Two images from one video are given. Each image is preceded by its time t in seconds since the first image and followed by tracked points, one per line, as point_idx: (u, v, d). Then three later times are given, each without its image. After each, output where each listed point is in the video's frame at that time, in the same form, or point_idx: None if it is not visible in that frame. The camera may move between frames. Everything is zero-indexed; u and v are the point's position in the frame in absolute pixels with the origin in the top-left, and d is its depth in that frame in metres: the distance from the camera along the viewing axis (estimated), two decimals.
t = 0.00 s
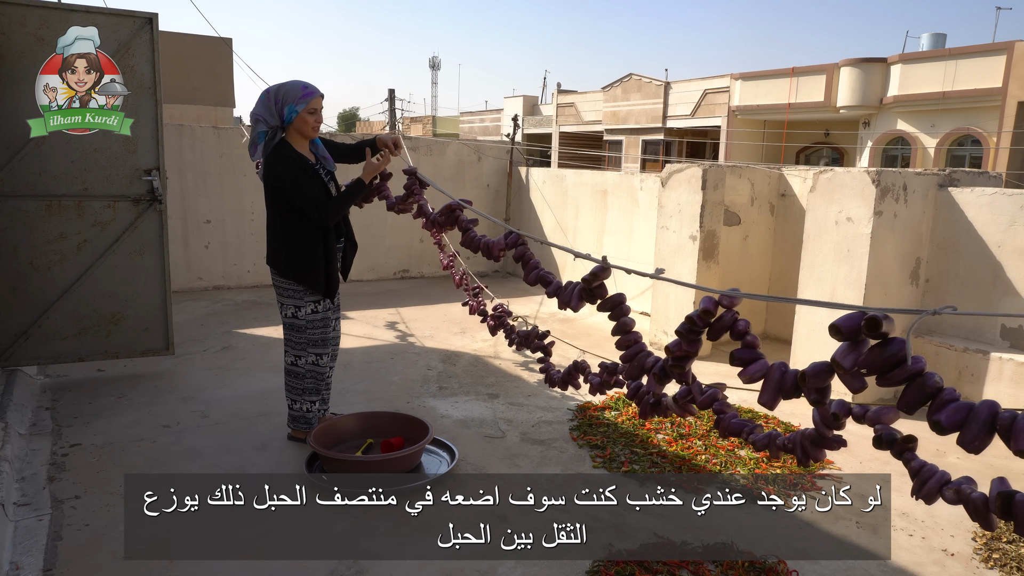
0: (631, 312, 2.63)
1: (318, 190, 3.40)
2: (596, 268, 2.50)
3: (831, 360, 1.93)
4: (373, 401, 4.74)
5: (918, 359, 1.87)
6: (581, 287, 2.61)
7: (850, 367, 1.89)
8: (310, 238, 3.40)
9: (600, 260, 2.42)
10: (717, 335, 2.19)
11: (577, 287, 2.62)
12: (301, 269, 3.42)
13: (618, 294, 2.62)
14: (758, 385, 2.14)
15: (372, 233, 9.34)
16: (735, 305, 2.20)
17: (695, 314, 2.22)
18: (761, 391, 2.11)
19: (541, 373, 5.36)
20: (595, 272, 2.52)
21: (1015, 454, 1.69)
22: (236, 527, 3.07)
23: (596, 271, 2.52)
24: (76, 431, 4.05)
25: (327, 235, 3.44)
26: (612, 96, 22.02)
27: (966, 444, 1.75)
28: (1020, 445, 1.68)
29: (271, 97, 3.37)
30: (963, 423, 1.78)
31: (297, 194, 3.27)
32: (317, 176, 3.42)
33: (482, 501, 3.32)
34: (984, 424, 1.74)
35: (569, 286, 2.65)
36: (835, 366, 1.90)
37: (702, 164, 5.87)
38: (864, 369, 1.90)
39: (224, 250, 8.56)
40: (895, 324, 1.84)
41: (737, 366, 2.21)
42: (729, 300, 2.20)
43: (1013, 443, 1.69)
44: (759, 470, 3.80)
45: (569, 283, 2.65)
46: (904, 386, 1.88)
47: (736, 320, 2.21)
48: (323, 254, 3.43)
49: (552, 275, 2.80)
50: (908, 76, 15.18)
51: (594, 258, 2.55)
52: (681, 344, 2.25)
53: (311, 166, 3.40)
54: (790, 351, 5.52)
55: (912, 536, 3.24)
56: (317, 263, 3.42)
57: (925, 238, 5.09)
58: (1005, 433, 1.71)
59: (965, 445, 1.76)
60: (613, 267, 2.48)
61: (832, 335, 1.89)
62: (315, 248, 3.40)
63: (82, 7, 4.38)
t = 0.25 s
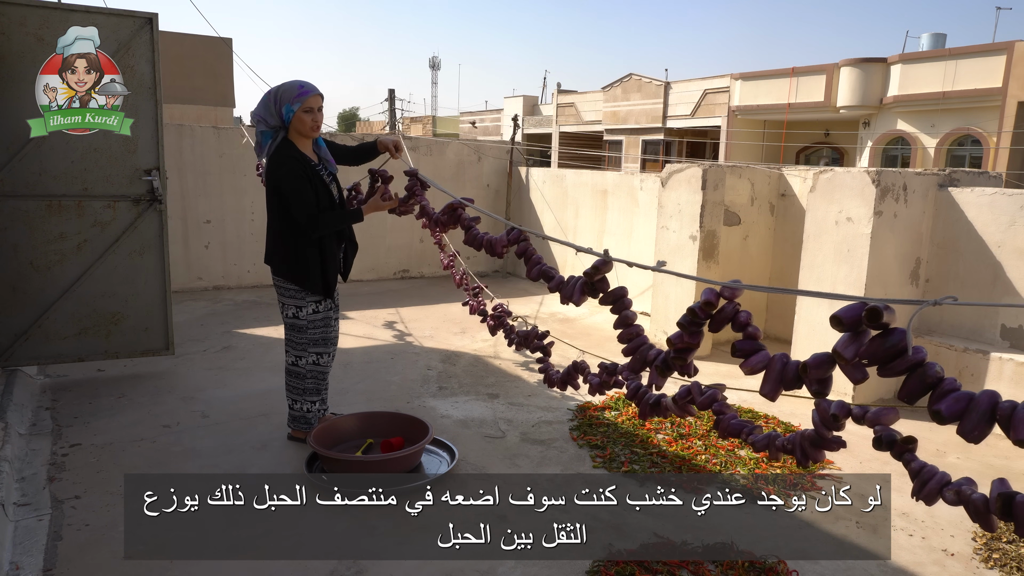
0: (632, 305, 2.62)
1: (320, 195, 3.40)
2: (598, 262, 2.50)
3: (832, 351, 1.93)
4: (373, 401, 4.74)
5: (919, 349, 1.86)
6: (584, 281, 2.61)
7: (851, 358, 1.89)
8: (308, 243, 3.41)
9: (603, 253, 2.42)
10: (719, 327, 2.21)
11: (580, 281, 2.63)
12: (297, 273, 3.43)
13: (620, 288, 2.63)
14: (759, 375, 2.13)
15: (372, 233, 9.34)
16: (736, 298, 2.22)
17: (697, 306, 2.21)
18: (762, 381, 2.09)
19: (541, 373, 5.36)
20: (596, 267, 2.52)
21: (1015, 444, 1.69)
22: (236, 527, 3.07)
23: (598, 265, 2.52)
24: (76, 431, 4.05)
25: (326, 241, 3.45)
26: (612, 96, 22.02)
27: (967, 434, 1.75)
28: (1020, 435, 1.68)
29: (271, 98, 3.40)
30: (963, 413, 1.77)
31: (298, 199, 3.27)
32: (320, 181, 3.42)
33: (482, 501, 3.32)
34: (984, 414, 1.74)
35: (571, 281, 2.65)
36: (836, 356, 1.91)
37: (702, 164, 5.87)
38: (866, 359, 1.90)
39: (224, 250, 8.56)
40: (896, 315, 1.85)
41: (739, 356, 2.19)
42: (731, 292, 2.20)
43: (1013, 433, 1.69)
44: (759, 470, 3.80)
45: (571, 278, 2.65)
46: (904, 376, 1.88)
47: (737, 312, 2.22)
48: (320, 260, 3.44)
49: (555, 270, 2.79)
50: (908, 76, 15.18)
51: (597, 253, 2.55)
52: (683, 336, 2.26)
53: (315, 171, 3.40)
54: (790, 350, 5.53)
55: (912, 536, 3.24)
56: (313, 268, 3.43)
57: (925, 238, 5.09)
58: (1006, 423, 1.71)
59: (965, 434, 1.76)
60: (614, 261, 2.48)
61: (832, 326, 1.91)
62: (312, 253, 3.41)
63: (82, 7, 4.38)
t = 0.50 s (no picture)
0: (632, 308, 2.62)
1: (317, 192, 3.39)
2: (598, 265, 2.50)
3: (831, 354, 1.92)
4: (373, 401, 4.74)
5: (919, 353, 1.86)
6: (583, 284, 2.61)
7: (850, 362, 1.88)
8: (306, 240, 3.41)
9: (602, 256, 2.42)
10: (718, 330, 2.21)
11: (578, 284, 2.63)
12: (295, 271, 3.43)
13: (620, 292, 2.63)
14: (759, 379, 2.13)
15: (372, 233, 9.34)
16: (736, 301, 2.20)
17: (696, 310, 2.21)
18: (761, 385, 2.10)
19: (541, 373, 5.36)
20: (596, 269, 2.52)
21: (1015, 449, 1.68)
22: (236, 527, 3.08)
23: (597, 268, 2.52)
24: (77, 431, 4.05)
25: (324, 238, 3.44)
26: (612, 96, 22.03)
27: (966, 438, 1.75)
28: (1020, 440, 1.68)
29: (272, 98, 3.40)
30: (962, 418, 1.78)
31: (294, 197, 3.27)
32: (318, 178, 3.41)
33: (482, 501, 3.32)
34: (984, 418, 1.75)
35: (569, 284, 2.65)
36: (836, 360, 1.90)
37: (702, 164, 5.87)
38: (865, 363, 1.90)
39: (224, 250, 8.56)
40: (896, 318, 1.85)
41: (737, 360, 2.19)
42: (730, 296, 2.19)
43: (1012, 437, 1.69)
44: (759, 470, 3.80)
45: (570, 281, 2.65)
46: (904, 381, 1.88)
47: (737, 316, 2.22)
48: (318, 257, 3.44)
49: (555, 273, 2.80)
50: (908, 76, 15.18)
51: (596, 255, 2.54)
52: (683, 340, 2.26)
53: (312, 168, 3.39)
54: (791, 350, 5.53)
55: (912, 536, 3.24)
56: (311, 266, 3.43)
57: (925, 238, 5.09)
58: (1005, 428, 1.71)
59: (964, 438, 1.77)
60: (614, 264, 2.48)
61: (832, 329, 1.90)
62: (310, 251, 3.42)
63: (82, 7, 4.38)
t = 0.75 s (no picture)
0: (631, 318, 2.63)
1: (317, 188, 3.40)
2: (597, 275, 2.50)
3: (831, 370, 1.94)
4: (373, 401, 4.74)
5: (919, 369, 1.86)
6: (582, 294, 2.61)
7: (851, 378, 1.90)
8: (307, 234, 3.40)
9: (602, 267, 2.42)
10: (718, 344, 2.21)
11: (578, 294, 2.63)
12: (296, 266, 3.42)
13: (619, 302, 2.62)
14: (758, 395, 2.14)
15: (372, 233, 9.34)
16: (735, 315, 2.20)
17: (695, 323, 2.22)
18: (761, 400, 2.13)
19: (541, 373, 5.36)
20: (595, 280, 2.51)
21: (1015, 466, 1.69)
22: (236, 527, 3.07)
23: (597, 278, 2.51)
24: (77, 430, 4.05)
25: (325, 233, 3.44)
26: (612, 96, 22.03)
27: (968, 456, 1.76)
28: (1021, 457, 1.69)
29: (275, 96, 3.40)
30: (964, 434, 1.78)
31: (294, 190, 3.27)
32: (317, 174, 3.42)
33: (482, 501, 3.32)
34: (985, 436, 1.74)
35: (570, 293, 2.65)
36: (836, 376, 1.92)
37: (702, 164, 5.87)
38: (865, 379, 1.90)
39: (224, 250, 8.56)
40: (896, 334, 1.84)
41: (737, 375, 2.20)
42: (730, 309, 2.19)
43: (1013, 455, 1.69)
44: (759, 470, 3.80)
45: (570, 290, 2.65)
46: (905, 397, 1.88)
47: (736, 330, 2.22)
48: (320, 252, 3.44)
49: (555, 281, 2.79)
50: (908, 76, 15.18)
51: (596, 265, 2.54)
52: (681, 353, 2.25)
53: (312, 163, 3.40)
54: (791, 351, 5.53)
55: (912, 536, 3.24)
56: (311, 261, 3.42)
57: (925, 238, 5.09)
58: (1006, 446, 1.71)
59: (966, 456, 1.76)
60: (614, 274, 2.47)
61: (832, 345, 1.91)
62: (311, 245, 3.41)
63: (82, 7, 4.38)
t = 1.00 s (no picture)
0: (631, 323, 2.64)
1: (319, 190, 3.40)
2: (597, 280, 2.50)
3: (832, 377, 1.94)
4: (373, 400, 4.74)
5: (919, 377, 1.88)
6: (581, 299, 2.61)
7: (852, 385, 1.90)
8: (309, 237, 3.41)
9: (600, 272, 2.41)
10: (718, 350, 2.20)
11: (577, 299, 2.63)
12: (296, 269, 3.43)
13: (619, 308, 2.65)
14: (759, 401, 2.16)
15: (372, 233, 9.34)
16: (735, 321, 2.21)
17: (695, 329, 2.20)
18: (761, 407, 2.13)
19: (541, 373, 5.36)
20: (594, 285, 2.51)
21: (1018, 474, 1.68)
22: (236, 527, 3.07)
23: (597, 283, 2.51)
24: (77, 430, 4.05)
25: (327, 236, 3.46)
26: (612, 96, 22.02)
27: (970, 463, 1.75)
28: None
29: (281, 95, 3.36)
30: (966, 442, 1.78)
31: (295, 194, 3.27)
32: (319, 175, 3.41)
33: (482, 501, 3.32)
34: (988, 442, 1.74)
35: (569, 298, 2.66)
36: (838, 383, 1.92)
37: (702, 164, 5.88)
38: (866, 386, 1.91)
39: (224, 250, 8.56)
40: (897, 341, 1.85)
41: (738, 380, 2.23)
42: (730, 316, 2.20)
43: (1016, 462, 1.68)
44: (759, 470, 3.80)
45: (570, 295, 2.66)
46: (906, 404, 1.88)
47: (736, 335, 2.22)
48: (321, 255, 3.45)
49: (553, 285, 2.81)
50: (908, 76, 15.18)
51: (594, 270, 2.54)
52: (681, 358, 2.23)
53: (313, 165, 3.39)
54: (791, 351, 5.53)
55: (912, 536, 3.24)
56: (314, 263, 3.43)
57: (925, 238, 5.09)
58: (1007, 452, 1.71)
59: (968, 463, 1.77)
60: (614, 279, 2.48)
61: (833, 352, 1.91)
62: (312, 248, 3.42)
63: (82, 7, 4.38)
